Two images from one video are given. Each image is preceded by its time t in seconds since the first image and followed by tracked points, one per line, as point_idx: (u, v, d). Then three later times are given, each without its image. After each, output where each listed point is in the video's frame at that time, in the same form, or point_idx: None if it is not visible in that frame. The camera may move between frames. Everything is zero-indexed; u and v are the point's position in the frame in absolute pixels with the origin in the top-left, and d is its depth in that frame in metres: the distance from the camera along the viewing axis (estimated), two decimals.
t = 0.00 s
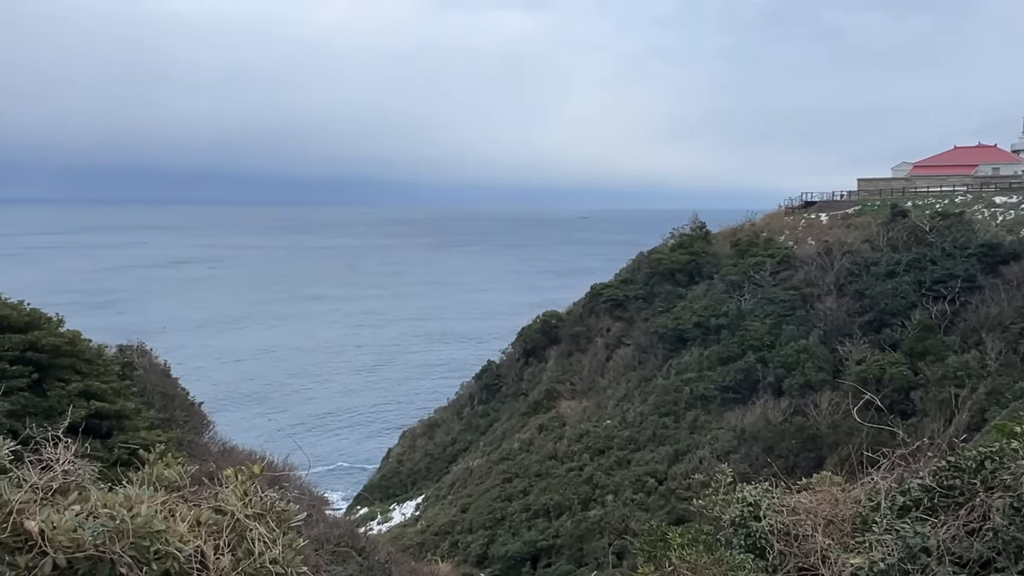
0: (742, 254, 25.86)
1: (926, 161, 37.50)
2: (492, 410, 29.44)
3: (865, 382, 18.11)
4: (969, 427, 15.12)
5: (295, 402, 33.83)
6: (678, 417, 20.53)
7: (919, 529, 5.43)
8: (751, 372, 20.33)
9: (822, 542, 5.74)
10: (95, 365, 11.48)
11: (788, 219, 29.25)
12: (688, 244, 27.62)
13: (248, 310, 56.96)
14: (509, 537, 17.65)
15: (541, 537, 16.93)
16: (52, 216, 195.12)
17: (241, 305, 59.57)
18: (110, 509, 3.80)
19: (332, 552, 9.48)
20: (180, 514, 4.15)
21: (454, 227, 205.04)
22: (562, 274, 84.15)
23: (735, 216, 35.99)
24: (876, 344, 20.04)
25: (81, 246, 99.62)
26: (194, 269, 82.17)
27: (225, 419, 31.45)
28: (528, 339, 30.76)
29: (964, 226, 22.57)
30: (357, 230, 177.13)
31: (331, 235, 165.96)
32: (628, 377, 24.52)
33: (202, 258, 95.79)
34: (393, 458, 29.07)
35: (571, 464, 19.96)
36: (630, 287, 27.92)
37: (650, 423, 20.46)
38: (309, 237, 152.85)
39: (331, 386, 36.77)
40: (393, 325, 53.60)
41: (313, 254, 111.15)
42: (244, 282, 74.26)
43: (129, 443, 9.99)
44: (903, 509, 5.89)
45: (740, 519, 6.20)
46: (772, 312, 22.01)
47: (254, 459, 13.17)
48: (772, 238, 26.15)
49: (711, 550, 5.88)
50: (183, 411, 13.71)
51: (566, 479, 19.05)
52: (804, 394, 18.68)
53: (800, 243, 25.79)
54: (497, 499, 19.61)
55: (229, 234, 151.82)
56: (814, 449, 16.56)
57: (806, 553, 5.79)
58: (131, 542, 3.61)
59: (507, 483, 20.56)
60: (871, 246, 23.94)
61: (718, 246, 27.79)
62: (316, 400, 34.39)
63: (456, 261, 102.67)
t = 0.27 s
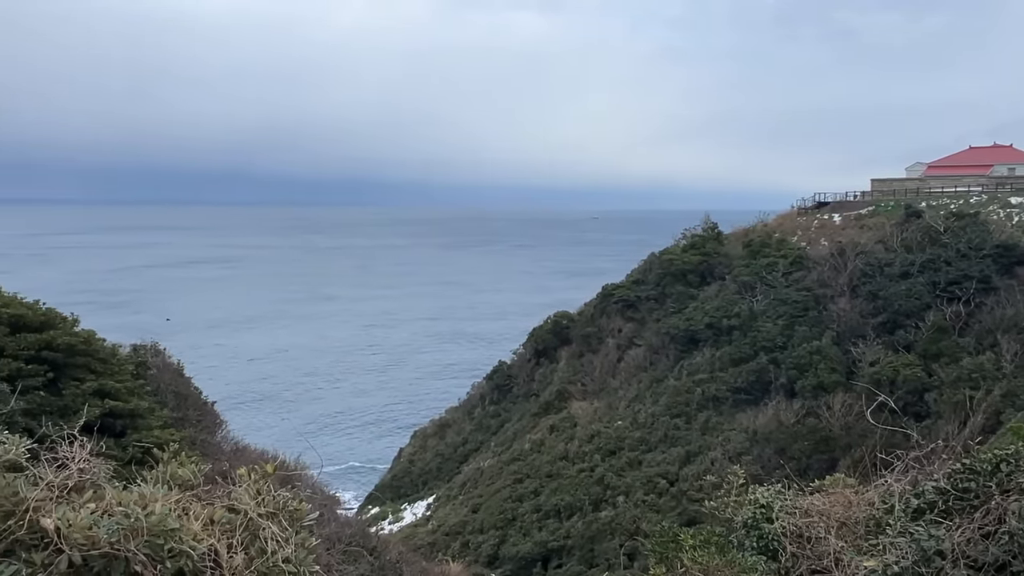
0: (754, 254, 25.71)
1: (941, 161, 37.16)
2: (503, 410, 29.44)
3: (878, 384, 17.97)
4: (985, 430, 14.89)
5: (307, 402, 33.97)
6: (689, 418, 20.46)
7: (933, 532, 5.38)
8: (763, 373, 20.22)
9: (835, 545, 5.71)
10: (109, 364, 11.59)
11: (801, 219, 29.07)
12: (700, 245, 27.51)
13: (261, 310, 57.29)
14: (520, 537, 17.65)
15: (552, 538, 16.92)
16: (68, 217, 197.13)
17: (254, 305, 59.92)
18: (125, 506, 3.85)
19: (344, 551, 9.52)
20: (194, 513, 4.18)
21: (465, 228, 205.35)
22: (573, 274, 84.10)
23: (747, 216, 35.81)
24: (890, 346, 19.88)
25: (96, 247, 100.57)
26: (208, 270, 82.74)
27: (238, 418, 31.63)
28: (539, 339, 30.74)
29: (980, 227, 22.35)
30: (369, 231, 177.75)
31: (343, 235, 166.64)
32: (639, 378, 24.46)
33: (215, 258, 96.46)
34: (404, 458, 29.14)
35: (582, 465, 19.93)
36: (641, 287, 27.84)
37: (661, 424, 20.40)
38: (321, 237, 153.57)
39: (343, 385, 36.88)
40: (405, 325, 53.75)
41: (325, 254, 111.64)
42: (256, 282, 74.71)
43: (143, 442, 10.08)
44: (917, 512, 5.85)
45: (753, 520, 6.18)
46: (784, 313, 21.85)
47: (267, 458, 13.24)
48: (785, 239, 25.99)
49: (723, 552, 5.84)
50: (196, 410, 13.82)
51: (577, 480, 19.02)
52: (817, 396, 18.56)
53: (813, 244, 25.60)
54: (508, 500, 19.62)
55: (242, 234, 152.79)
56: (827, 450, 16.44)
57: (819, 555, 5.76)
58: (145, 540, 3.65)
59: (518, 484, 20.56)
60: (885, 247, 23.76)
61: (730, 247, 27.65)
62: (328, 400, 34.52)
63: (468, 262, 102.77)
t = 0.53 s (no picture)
0: (767, 255, 25.55)
1: (956, 161, 36.81)
2: (514, 411, 29.44)
3: (891, 386, 17.83)
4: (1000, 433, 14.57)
5: (319, 402, 34.09)
6: (701, 420, 20.37)
7: (947, 535, 5.34)
8: (775, 374, 20.10)
9: (848, 547, 5.68)
10: (123, 363, 11.69)
11: (814, 220, 28.88)
12: (712, 245, 27.38)
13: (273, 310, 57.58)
14: (531, 537, 17.64)
15: (562, 538, 16.91)
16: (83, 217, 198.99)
17: (266, 304, 60.22)
18: (140, 505, 3.88)
19: (355, 550, 9.56)
20: (208, 511, 4.21)
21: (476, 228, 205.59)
22: (584, 275, 84.00)
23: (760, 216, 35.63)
24: (904, 347, 19.73)
25: (110, 246, 101.50)
26: (221, 270, 83.26)
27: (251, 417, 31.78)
28: (550, 340, 30.70)
29: (995, 227, 22.13)
30: (380, 231, 178.26)
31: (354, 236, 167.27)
32: (650, 379, 24.40)
33: (228, 258, 97.08)
34: (415, 458, 29.20)
35: (593, 466, 19.90)
36: (653, 288, 27.76)
37: (673, 425, 20.34)
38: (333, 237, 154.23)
39: (354, 385, 37.02)
40: (416, 326, 53.86)
41: (337, 254, 112.08)
42: (269, 282, 75.11)
43: (156, 441, 10.16)
44: (932, 515, 5.79)
45: (766, 523, 6.15)
46: (796, 314, 21.69)
47: (278, 457, 13.31)
48: (797, 239, 25.82)
49: (735, 553, 5.80)
50: (209, 410, 13.91)
51: (587, 481, 19.00)
52: (830, 397, 18.41)
53: (826, 244, 25.40)
54: (519, 500, 19.62)
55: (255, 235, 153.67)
56: (840, 453, 16.32)
57: (832, 559, 5.73)
58: (160, 539, 3.68)
59: (529, 484, 20.56)
60: (898, 248, 23.58)
61: (742, 247, 27.51)
62: (340, 400, 34.62)
63: (479, 262, 102.85)
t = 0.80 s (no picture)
0: (779, 256, 25.39)
1: (971, 161, 36.46)
2: (524, 411, 29.43)
3: (905, 387, 17.68)
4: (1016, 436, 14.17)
5: (331, 402, 34.21)
6: (712, 421, 20.28)
7: (963, 538, 5.30)
8: (788, 375, 19.97)
9: (861, 550, 5.66)
10: (137, 363, 11.80)
11: (826, 221, 28.69)
12: (724, 246, 27.25)
13: (285, 311, 57.88)
14: (542, 538, 17.62)
15: (573, 539, 16.89)
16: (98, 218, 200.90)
17: (278, 305, 60.53)
18: (154, 503, 3.92)
19: (366, 550, 9.59)
20: (222, 510, 4.24)
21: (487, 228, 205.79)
22: (595, 275, 83.87)
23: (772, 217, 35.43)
24: (917, 349, 19.56)
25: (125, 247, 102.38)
26: (234, 270, 83.75)
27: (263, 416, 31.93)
28: (561, 340, 30.65)
29: (1010, 228, 21.89)
30: (392, 232, 178.75)
31: (366, 236, 167.85)
32: (661, 380, 24.33)
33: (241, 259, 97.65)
34: (426, 458, 29.25)
35: (604, 467, 19.87)
36: (664, 289, 27.67)
37: (684, 426, 20.27)
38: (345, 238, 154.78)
39: (366, 385, 37.15)
40: (427, 326, 53.96)
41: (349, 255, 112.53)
42: (281, 283, 75.46)
43: (170, 440, 10.25)
44: (946, 517, 5.74)
45: (778, 524, 6.10)
46: (809, 315, 21.53)
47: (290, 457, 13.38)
48: (810, 240, 25.65)
49: (747, 555, 5.75)
50: (221, 409, 14.01)
51: (598, 482, 18.97)
52: (842, 399, 18.26)
53: (839, 245, 25.21)
54: (529, 500, 19.63)
55: (267, 235, 154.51)
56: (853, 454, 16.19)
57: (845, 561, 5.70)
58: (174, 537, 3.72)
59: (540, 485, 20.55)
60: (912, 248, 23.40)
61: (754, 248, 27.37)
62: (352, 400, 34.71)
63: (489, 263, 102.92)
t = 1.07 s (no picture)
0: (791, 256, 25.25)
1: (986, 161, 36.12)
2: (535, 412, 29.44)
3: (919, 389, 17.53)
4: None
5: (342, 402, 34.31)
6: (724, 422, 20.19)
7: (978, 541, 5.26)
8: (800, 377, 19.86)
9: (875, 552, 5.62)
10: (150, 362, 11.90)
11: (839, 221, 28.50)
12: (736, 247, 27.11)
13: (297, 311, 58.16)
14: (552, 539, 17.61)
15: (584, 540, 16.88)
16: (112, 218, 202.69)
17: (290, 305, 60.84)
18: (168, 501, 3.96)
19: (378, 550, 9.63)
20: (235, 509, 4.26)
21: (498, 229, 205.93)
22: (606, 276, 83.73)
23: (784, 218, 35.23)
24: (931, 350, 19.40)
25: (138, 247, 103.17)
26: (246, 270, 84.22)
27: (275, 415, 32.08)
28: (572, 341, 30.63)
29: None
30: (403, 232, 179.25)
31: (377, 236, 168.36)
32: (673, 380, 24.26)
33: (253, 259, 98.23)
34: (437, 459, 29.31)
35: (615, 468, 19.83)
36: (675, 289, 27.59)
37: (695, 427, 20.19)
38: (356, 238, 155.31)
39: (377, 385, 37.26)
40: (438, 326, 54.06)
41: (360, 255, 112.92)
42: (292, 283, 75.82)
43: (182, 439, 10.33)
44: (961, 520, 5.69)
45: (790, 526, 6.07)
46: (821, 316, 21.36)
47: (302, 456, 13.45)
48: (823, 240, 25.49)
49: (759, 557, 5.69)
50: (233, 408, 14.11)
51: (609, 483, 18.94)
52: (855, 400, 18.14)
53: (852, 246, 25.02)
54: (540, 501, 19.62)
55: (279, 235, 155.32)
56: (866, 456, 16.08)
57: (858, 563, 5.67)
58: (188, 535, 3.75)
59: (551, 485, 20.54)
60: (926, 249, 23.20)
61: (766, 249, 27.22)
62: (363, 400, 34.80)
63: (500, 263, 102.97)
